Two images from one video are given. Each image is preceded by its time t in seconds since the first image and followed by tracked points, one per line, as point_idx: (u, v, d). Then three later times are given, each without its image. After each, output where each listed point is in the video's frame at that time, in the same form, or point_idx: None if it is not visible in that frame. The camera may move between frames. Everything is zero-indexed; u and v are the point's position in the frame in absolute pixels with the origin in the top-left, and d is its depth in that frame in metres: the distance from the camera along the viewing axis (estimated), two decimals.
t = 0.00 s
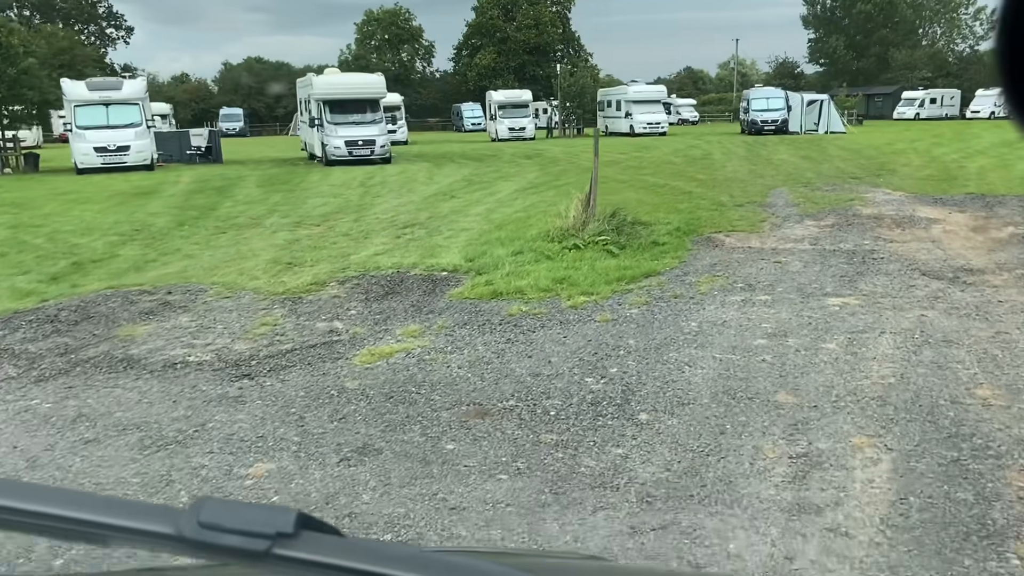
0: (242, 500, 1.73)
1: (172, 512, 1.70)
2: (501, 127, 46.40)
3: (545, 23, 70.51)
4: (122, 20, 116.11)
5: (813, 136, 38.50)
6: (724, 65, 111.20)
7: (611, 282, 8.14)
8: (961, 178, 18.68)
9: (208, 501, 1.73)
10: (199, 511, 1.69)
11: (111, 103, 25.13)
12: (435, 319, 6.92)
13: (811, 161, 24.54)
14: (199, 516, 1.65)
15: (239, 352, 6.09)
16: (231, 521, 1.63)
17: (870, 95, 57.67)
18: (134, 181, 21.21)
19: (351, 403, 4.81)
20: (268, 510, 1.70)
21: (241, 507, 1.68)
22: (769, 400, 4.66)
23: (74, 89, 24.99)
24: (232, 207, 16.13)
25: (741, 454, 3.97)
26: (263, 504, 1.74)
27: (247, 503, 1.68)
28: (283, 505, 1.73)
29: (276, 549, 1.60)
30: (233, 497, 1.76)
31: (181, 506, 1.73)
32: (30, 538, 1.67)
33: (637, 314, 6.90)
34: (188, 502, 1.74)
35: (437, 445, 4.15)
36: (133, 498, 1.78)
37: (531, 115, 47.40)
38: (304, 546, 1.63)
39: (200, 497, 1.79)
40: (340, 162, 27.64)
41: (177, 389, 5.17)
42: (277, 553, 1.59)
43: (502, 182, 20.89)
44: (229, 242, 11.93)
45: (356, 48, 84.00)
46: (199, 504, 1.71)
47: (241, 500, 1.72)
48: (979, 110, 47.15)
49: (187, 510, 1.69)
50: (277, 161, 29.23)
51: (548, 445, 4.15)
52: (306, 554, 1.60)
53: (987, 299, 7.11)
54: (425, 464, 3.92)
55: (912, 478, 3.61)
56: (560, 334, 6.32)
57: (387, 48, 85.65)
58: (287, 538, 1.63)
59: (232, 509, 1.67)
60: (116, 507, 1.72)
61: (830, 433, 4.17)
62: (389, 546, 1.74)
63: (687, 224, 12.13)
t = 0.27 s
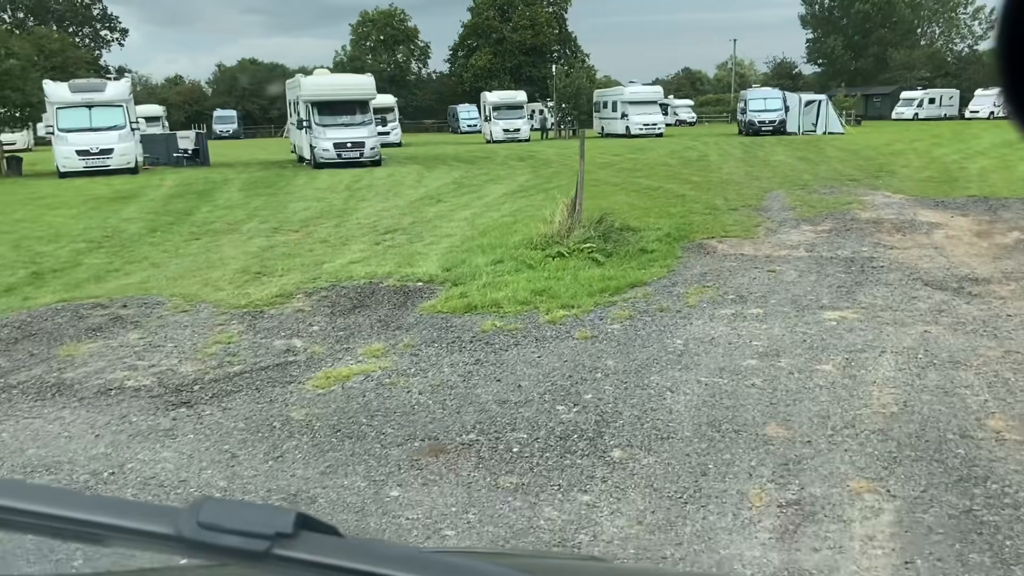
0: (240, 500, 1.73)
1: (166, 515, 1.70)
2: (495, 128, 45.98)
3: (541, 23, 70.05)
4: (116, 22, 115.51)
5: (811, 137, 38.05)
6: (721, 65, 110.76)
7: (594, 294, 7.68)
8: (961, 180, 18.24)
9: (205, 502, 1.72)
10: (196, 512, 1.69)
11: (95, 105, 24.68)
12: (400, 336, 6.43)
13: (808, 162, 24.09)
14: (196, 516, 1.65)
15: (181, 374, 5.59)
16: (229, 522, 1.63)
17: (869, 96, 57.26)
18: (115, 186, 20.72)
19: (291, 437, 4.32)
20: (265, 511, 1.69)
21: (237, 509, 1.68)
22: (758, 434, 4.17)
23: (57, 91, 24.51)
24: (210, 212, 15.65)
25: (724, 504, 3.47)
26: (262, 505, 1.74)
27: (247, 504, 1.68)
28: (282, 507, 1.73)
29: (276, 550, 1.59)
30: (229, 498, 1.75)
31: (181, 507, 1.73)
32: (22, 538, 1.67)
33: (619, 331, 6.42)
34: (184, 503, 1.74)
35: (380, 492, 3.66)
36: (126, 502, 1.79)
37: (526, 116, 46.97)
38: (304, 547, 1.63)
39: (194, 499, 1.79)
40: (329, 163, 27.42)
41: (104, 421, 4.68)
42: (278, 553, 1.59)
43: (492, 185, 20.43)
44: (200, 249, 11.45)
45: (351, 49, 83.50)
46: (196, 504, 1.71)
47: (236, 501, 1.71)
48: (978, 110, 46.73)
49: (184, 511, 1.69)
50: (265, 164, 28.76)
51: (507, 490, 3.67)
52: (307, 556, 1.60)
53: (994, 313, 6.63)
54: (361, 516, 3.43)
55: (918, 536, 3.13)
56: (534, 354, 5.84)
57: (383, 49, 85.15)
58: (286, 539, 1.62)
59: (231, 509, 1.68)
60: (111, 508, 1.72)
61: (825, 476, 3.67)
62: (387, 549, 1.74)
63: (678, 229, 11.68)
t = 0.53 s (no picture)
0: (238, 500, 1.84)
1: (169, 513, 1.82)
2: (490, 131, 45.59)
3: (537, 25, 69.64)
4: (112, 25, 114.99)
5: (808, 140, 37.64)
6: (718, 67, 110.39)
7: (575, 308, 7.23)
8: (962, 184, 17.83)
9: (205, 501, 1.83)
10: (196, 510, 1.81)
11: (78, 109, 24.22)
12: (361, 358, 5.95)
13: (806, 166, 23.65)
14: (197, 514, 1.76)
15: (115, 404, 5.12)
16: (229, 521, 1.73)
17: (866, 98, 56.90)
18: (96, 191, 20.26)
19: (218, 484, 3.83)
20: (263, 511, 1.79)
21: (237, 508, 1.79)
22: (743, 480, 3.70)
23: (39, 94, 24.03)
24: (189, 218, 15.21)
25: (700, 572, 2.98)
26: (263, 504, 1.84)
27: (247, 503, 1.79)
28: (281, 507, 1.83)
29: (275, 548, 1.69)
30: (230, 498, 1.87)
31: (183, 506, 1.84)
32: (37, 536, 1.80)
33: (597, 353, 5.96)
34: (187, 502, 1.86)
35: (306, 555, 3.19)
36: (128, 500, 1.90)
37: (521, 119, 46.58)
38: (304, 545, 1.72)
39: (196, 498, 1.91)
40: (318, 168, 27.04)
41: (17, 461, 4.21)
42: (278, 551, 1.68)
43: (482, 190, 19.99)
44: (170, 259, 10.98)
45: (346, 51, 83.02)
46: (196, 503, 1.82)
47: (235, 501, 1.82)
48: (976, 112, 46.33)
49: (184, 509, 1.81)
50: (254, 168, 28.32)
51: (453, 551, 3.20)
52: (304, 553, 1.69)
53: (1001, 331, 6.17)
54: None
55: None
56: (503, 379, 5.38)
57: (378, 52, 84.70)
58: (285, 537, 1.72)
59: (229, 509, 1.78)
60: (115, 506, 1.84)
61: (819, 536, 3.20)
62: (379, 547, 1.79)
63: (668, 237, 11.23)
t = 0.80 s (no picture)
0: (233, 492, 2.14)
1: (172, 503, 2.12)
2: (484, 134, 45.24)
3: (533, 28, 69.29)
4: (107, 27, 114.48)
5: (806, 143, 37.25)
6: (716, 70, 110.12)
7: (552, 328, 6.79)
8: (962, 190, 17.42)
9: (202, 492, 2.14)
10: (195, 500, 2.11)
11: (60, 113, 23.77)
12: (314, 387, 5.48)
13: (802, 171, 23.26)
14: (196, 506, 2.06)
15: (35, 444, 4.66)
16: (227, 516, 2.01)
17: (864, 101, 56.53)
18: (77, 198, 19.80)
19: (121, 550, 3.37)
20: (257, 502, 2.09)
21: (231, 501, 2.08)
22: (718, 545, 3.25)
23: (22, 99, 23.63)
24: (166, 227, 14.77)
25: None
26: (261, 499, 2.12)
27: (245, 500, 2.06)
28: (272, 498, 2.12)
29: (271, 539, 1.96)
30: (227, 489, 2.18)
31: (187, 500, 2.14)
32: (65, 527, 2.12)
33: (571, 381, 5.51)
34: (188, 493, 2.17)
35: None
36: (140, 492, 2.22)
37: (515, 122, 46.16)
38: (298, 535, 2.00)
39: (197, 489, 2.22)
40: (306, 172, 26.71)
41: None
42: (274, 542, 1.96)
43: (470, 197, 19.56)
44: (136, 272, 10.53)
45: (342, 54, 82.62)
46: (193, 497, 2.12)
47: (229, 492, 2.12)
48: (975, 114, 45.97)
49: (184, 501, 2.11)
50: (242, 173, 27.89)
51: None
52: (296, 542, 1.97)
53: (1007, 356, 5.73)
54: None
55: None
56: (464, 413, 4.92)
57: (374, 54, 84.39)
58: (282, 529, 1.99)
59: (225, 502, 2.07)
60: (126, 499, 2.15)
61: None
62: (363, 537, 2.09)
63: (656, 247, 10.81)
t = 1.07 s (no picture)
0: (231, 490, 1.98)
1: (170, 499, 1.97)
2: (478, 138, 44.85)
3: (528, 31, 68.88)
4: (101, 30, 113.94)
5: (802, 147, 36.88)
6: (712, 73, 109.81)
7: (525, 346, 6.33)
8: (960, 195, 17.04)
9: (200, 489, 1.98)
10: (192, 497, 1.95)
11: (42, 116, 23.29)
12: (259, 416, 5.01)
13: (798, 175, 22.88)
14: (190, 503, 1.90)
15: None
16: (221, 510, 1.85)
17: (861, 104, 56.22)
18: (55, 203, 19.33)
19: None
20: (257, 499, 1.93)
21: (228, 497, 1.92)
22: None
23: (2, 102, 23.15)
24: (140, 233, 14.31)
25: None
26: (260, 494, 1.96)
27: (241, 495, 1.91)
28: (274, 495, 1.96)
29: (267, 536, 1.79)
30: (227, 486, 2.02)
31: (184, 494, 1.99)
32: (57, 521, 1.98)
33: (540, 408, 5.06)
34: (186, 489, 2.01)
35: None
36: (142, 487, 2.08)
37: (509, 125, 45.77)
38: (296, 532, 1.82)
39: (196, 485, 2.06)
40: (293, 177, 26.30)
41: None
42: (270, 539, 1.78)
43: (458, 202, 19.14)
44: (100, 282, 10.08)
45: (337, 57, 82.19)
46: (191, 491, 1.96)
47: (228, 490, 1.97)
48: (972, 118, 45.67)
49: (180, 497, 1.96)
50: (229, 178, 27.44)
51: None
52: (293, 539, 1.79)
53: (1012, 380, 5.32)
54: None
55: None
56: (419, 447, 4.47)
57: (368, 57, 83.95)
58: (278, 525, 1.82)
59: (221, 498, 1.92)
60: (121, 494, 2.01)
61: None
62: (372, 534, 1.90)
63: (641, 257, 10.39)
